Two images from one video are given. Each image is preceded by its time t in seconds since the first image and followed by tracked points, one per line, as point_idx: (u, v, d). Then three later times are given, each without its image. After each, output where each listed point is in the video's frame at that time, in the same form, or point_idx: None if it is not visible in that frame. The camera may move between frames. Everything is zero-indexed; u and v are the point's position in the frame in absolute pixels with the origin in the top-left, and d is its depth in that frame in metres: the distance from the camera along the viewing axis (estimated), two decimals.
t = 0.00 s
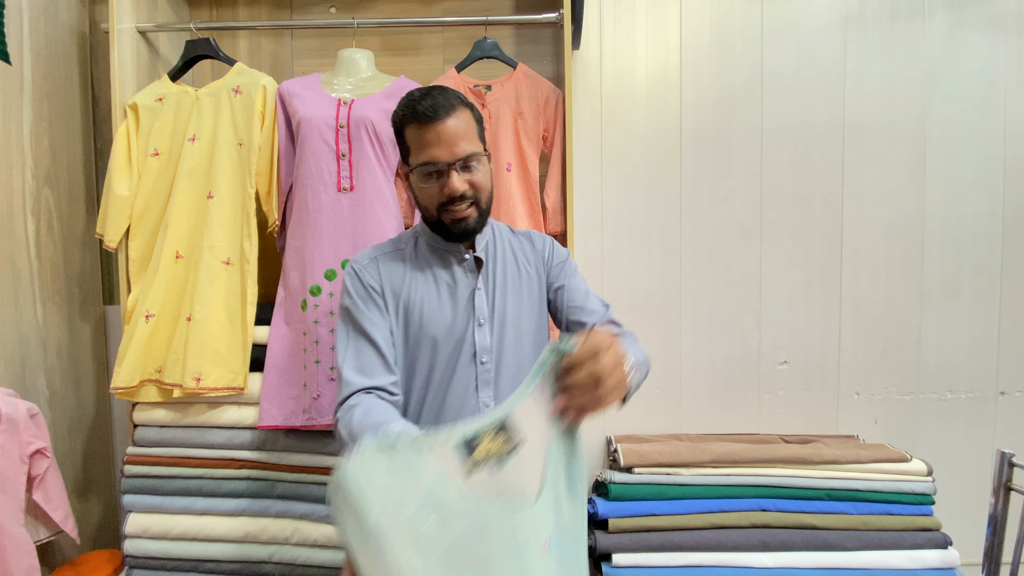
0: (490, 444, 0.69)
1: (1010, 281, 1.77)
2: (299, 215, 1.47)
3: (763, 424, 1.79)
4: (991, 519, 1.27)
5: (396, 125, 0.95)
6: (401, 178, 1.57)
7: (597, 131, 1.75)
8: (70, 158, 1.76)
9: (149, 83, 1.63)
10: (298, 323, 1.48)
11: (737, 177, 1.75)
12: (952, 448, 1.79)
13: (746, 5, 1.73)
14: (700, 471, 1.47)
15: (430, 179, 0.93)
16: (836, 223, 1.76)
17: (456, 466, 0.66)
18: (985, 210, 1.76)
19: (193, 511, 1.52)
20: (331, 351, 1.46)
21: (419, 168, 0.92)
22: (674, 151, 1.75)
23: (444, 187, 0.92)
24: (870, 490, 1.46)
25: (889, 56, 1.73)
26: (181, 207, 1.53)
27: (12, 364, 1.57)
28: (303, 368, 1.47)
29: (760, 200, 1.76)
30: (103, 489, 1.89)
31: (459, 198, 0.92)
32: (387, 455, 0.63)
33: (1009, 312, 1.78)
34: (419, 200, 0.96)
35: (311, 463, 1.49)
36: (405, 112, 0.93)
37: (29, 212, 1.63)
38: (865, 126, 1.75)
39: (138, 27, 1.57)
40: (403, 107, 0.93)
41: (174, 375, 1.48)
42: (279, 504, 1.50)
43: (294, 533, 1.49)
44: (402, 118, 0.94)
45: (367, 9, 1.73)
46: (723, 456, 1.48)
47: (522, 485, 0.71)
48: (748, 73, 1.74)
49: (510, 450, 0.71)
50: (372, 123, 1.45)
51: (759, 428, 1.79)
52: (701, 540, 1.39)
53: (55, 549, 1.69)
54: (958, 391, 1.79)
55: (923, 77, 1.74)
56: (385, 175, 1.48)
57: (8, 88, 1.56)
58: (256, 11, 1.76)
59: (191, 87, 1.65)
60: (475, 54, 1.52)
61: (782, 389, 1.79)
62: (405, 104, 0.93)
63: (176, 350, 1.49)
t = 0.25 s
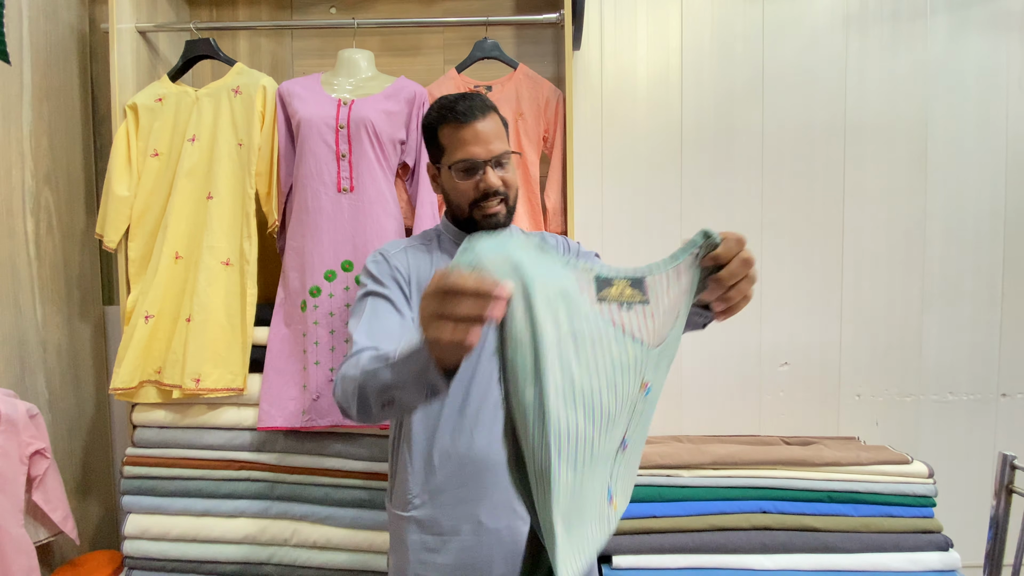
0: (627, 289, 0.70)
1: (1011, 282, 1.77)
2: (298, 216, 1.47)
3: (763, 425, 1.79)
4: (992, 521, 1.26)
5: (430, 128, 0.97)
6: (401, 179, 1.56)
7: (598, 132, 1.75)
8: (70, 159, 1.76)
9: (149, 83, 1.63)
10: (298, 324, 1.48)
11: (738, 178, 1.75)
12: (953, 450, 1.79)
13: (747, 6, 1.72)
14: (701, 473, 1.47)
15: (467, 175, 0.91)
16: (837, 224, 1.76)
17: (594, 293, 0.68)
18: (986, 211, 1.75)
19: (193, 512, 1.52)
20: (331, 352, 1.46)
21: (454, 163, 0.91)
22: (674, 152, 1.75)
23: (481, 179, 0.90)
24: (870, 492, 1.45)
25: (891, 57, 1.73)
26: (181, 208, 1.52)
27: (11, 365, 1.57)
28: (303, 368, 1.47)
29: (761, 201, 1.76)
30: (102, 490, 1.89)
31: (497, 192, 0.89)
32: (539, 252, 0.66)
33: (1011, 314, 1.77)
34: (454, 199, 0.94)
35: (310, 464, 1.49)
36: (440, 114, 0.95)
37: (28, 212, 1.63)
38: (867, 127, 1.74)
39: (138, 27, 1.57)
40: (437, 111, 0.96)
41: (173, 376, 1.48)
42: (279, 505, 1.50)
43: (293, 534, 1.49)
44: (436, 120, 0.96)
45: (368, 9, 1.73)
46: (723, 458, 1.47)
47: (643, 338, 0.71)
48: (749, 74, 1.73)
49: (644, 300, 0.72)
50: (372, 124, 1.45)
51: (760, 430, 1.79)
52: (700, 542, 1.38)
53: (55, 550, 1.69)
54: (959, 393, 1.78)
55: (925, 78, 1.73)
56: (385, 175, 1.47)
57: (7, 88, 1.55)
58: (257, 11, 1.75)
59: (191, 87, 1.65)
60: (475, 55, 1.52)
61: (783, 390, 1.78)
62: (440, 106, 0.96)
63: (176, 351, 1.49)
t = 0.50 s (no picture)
0: (655, 218, 0.73)
1: (1013, 283, 1.76)
2: (298, 216, 1.47)
3: (764, 426, 1.78)
4: (994, 523, 1.26)
5: (452, 126, 1.01)
6: (402, 179, 1.56)
7: (599, 132, 1.74)
8: (70, 159, 1.76)
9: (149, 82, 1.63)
10: (298, 324, 1.48)
11: (739, 178, 1.75)
12: (954, 451, 1.78)
13: (748, 5, 1.72)
14: (701, 474, 1.46)
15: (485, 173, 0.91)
16: (838, 224, 1.75)
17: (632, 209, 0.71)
18: (988, 212, 1.75)
19: (192, 513, 1.52)
20: (331, 351, 1.46)
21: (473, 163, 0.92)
22: (675, 152, 1.74)
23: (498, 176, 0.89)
24: (872, 493, 1.45)
25: (892, 57, 1.72)
26: (181, 207, 1.52)
27: (11, 364, 1.57)
28: (303, 368, 1.47)
29: (763, 202, 1.75)
30: (102, 490, 1.89)
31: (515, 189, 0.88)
32: (600, 153, 0.69)
33: (1012, 315, 1.77)
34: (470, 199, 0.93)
35: (310, 465, 1.49)
36: (464, 113, 1.00)
37: (28, 212, 1.62)
38: (868, 127, 1.74)
39: (138, 26, 1.56)
40: (460, 111, 1.01)
41: (173, 376, 1.48)
42: (279, 505, 1.50)
43: (293, 534, 1.49)
44: (459, 119, 1.00)
45: (369, 9, 1.73)
46: (724, 460, 1.47)
47: (653, 269, 0.72)
48: (751, 74, 1.73)
49: (665, 236, 0.74)
50: (373, 124, 1.45)
51: (761, 431, 1.78)
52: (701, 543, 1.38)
53: (54, 550, 1.69)
54: (961, 394, 1.78)
55: (927, 79, 1.73)
56: (385, 175, 1.47)
57: (7, 87, 1.55)
58: (257, 10, 1.75)
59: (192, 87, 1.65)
60: (476, 55, 1.52)
61: (784, 391, 1.78)
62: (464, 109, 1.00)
63: (176, 351, 1.49)
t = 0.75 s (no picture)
0: (672, 158, 0.79)
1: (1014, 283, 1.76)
2: (299, 215, 1.46)
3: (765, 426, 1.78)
4: (996, 524, 1.26)
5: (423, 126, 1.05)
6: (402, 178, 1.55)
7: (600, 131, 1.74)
8: (69, 158, 1.75)
9: (149, 82, 1.62)
10: (298, 324, 1.48)
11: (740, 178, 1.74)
12: (955, 451, 1.78)
13: (750, 5, 1.72)
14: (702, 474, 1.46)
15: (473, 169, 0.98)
16: (840, 224, 1.75)
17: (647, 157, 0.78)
18: (990, 213, 1.75)
19: (192, 513, 1.51)
20: (331, 351, 1.46)
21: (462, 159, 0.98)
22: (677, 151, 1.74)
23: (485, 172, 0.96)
24: (873, 494, 1.44)
25: (894, 57, 1.72)
26: (181, 206, 1.52)
27: (11, 364, 1.56)
28: (303, 368, 1.46)
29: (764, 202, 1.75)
30: (101, 489, 1.88)
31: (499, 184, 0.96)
32: (624, 98, 0.72)
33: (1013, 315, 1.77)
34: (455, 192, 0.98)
35: (309, 464, 1.49)
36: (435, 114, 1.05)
37: (28, 211, 1.62)
38: (870, 127, 1.73)
39: (139, 25, 1.56)
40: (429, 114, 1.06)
41: (174, 375, 1.47)
42: (279, 505, 1.50)
43: (294, 534, 1.48)
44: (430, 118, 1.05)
45: (369, 8, 1.72)
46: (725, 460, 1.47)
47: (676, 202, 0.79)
48: (752, 74, 1.73)
49: (681, 172, 0.81)
50: (374, 122, 1.44)
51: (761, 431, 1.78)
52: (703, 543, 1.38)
53: (54, 550, 1.68)
54: (962, 394, 1.78)
55: (928, 78, 1.72)
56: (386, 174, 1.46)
57: (8, 87, 1.55)
58: (257, 9, 1.75)
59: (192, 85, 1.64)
60: (477, 54, 1.51)
61: (784, 391, 1.77)
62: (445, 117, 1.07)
63: (176, 351, 1.48)
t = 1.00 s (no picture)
0: (659, 163, 0.80)
1: (1014, 283, 1.76)
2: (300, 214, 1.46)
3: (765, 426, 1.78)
4: (997, 524, 1.26)
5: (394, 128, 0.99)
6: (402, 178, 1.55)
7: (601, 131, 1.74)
8: (70, 157, 1.75)
9: (149, 81, 1.62)
10: (299, 323, 1.47)
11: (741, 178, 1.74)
12: (955, 451, 1.78)
13: (751, 5, 1.71)
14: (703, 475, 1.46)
15: (438, 175, 1.00)
16: (840, 225, 1.75)
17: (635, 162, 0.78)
18: (990, 213, 1.75)
19: (192, 512, 1.51)
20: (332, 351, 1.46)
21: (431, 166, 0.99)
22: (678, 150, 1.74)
23: (451, 181, 1.00)
24: (874, 495, 1.44)
25: (895, 57, 1.72)
26: (181, 205, 1.52)
27: (11, 363, 1.56)
28: (303, 368, 1.46)
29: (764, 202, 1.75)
30: (101, 488, 1.88)
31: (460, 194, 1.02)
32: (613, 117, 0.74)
33: (1013, 316, 1.76)
34: (418, 195, 1.01)
35: (309, 464, 1.48)
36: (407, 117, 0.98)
37: (28, 210, 1.62)
38: (870, 128, 1.73)
39: (139, 24, 1.56)
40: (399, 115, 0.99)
41: (173, 375, 1.47)
42: (278, 505, 1.49)
43: (294, 534, 1.48)
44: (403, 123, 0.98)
45: (369, 8, 1.72)
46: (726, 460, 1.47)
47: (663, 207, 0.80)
48: (753, 74, 1.72)
49: (668, 176, 0.81)
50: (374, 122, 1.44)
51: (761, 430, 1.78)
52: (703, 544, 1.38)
53: (54, 549, 1.68)
54: (963, 395, 1.78)
55: (929, 78, 1.72)
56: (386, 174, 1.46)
57: (7, 85, 1.55)
58: (257, 8, 1.74)
59: (192, 84, 1.64)
60: (477, 53, 1.51)
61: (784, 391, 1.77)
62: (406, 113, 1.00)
63: (175, 350, 1.48)
